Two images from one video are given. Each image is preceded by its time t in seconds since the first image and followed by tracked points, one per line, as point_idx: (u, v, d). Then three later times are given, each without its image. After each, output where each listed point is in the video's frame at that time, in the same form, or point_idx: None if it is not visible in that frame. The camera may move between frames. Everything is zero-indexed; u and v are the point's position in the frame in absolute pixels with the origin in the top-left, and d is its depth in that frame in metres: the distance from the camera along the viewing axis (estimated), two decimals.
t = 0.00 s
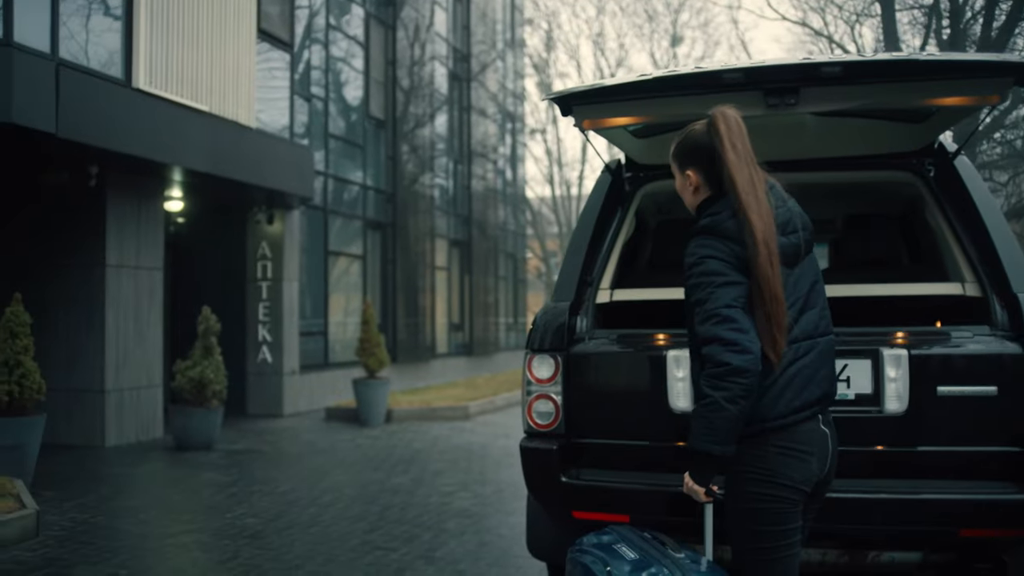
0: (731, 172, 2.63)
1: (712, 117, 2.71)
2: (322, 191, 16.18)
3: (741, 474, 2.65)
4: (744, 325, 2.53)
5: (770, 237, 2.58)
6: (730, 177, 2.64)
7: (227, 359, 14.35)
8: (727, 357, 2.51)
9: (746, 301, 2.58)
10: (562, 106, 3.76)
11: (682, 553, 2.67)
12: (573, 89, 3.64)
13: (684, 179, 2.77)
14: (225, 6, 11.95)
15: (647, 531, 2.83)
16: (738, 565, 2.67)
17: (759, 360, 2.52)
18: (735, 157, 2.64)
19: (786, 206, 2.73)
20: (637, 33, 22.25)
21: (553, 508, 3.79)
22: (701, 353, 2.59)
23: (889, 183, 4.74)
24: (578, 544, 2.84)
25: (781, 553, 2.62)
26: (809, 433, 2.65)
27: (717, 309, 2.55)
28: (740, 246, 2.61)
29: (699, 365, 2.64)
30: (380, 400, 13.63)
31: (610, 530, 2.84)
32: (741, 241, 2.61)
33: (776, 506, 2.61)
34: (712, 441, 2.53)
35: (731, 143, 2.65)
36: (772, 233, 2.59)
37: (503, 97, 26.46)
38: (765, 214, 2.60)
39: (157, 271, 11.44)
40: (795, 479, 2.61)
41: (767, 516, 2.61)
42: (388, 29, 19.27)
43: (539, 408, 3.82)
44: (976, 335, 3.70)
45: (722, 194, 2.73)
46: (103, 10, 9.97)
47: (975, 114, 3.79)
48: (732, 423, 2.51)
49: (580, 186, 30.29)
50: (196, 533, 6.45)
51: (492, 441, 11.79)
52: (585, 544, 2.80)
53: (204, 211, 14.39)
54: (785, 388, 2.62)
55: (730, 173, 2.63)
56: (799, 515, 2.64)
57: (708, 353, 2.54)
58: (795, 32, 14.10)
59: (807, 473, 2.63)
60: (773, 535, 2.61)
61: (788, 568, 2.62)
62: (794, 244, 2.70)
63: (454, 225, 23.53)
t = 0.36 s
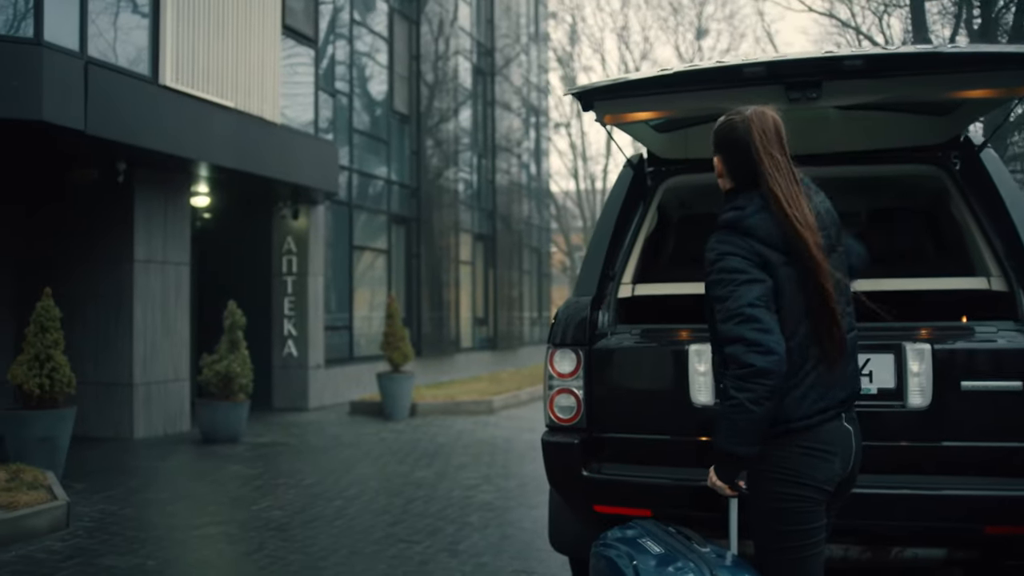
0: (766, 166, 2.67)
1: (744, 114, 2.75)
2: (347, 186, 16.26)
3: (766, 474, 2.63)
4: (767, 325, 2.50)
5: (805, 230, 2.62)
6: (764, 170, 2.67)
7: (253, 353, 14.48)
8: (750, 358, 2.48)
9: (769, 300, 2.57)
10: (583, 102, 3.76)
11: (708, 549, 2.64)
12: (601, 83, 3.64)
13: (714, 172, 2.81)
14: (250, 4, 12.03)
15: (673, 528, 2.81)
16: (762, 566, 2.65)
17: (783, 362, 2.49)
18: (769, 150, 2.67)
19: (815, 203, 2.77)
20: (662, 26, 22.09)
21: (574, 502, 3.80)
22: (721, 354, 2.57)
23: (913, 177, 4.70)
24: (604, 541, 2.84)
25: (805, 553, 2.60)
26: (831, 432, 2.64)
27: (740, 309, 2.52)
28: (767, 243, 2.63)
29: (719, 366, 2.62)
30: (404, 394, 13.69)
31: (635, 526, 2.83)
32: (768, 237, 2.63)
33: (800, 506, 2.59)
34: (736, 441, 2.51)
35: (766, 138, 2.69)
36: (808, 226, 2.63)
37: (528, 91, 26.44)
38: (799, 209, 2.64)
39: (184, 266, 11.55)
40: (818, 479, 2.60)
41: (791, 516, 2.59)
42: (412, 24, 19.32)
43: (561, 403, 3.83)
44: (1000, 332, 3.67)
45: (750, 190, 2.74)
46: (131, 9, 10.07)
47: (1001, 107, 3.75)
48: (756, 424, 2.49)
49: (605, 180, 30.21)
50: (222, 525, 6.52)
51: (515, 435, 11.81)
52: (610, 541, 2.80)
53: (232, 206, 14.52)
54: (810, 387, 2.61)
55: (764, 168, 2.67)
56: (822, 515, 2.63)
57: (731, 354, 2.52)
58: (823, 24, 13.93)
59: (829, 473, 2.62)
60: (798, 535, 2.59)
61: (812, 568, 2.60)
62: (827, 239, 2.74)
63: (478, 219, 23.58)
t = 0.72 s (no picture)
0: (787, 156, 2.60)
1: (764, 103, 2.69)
2: (369, 182, 16.34)
3: (784, 471, 2.60)
4: (788, 327, 2.49)
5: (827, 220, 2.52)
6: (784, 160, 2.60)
7: (276, 348, 14.61)
8: (771, 361, 2.46)
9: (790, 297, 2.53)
10: (598, 99, 3.79)
11: (732, 543, 2.67)
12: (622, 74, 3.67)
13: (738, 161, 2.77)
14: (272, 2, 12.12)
15: (696, 521, 2.83)
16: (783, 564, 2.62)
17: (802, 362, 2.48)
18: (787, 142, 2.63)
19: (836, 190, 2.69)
20: (685, 19, 21.94)
21: (590, 496, 3.82)
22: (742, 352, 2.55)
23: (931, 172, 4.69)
24: (626, 535, 2.86)
25: (826, 551, 2.56)
26: (848, 426, 2.60)
27: (759, 309, 2.49)
28: (788, 236, 2.56)
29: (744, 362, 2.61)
30: (425, 388, 13.75)
31: (656, 520, 2.85)
32: (788, 229, 2.56)
33: (817, 502, 2.56)
34: (754, 438, 2.51)
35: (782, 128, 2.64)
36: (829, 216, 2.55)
37: (550, 85, 26.42)
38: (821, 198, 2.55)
39: (207, 261, 11.67)
40: (835, 475, 2.56)
41: (809, 513, 2.56)
42: (433, 19, 19.37)
43: (576, 397, 3.86)
44: (1017, 326, 3.65)
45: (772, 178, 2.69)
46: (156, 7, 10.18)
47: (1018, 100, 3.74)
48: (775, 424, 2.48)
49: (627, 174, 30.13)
50: (244, 518, 6.60)
51: (535, 430, 11.84)
52: (632, 535, 2.82)
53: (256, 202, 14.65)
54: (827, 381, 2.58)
55: (780, 154, 2.62)
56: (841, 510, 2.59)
57: (751, 355, 2.50)
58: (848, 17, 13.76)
59: (847, 468, 2.58)
60: (817, 532, 2.56)
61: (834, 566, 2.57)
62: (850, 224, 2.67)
63: (500, 214, 23.63)
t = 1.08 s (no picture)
0: (791, 148, 2.63)
1: (772, 89, 2.71)
2: (388, 178, 16.39)
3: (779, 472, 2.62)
4: (783, 323, 2.50)
5: (827, 212, 2.55)
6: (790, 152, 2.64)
7: (295, 343, 14.71)
8: (762, 359, 2.50)
9: (788, 292, 2.56)
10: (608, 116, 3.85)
11: (730, 541, 2.68)
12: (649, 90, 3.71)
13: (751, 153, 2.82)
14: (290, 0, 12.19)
15: (697, 518, 2.85)
16: (779, 564, 2.65)
17: (796, 361, 2.49)
18: (794, 128, 2.64)
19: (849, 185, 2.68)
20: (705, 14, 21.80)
21: (601, 492, 3.84)
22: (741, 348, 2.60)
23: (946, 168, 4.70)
24: (627, 532, 2.89)
25: (822, 553, 2.58)
26: (845, 430, 2.61)
27: (754, 306, 2.53)
28: (789, 231, 2.60)
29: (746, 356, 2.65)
30: (443, 384, 13.80)
31: (657, 517, 2.87)
32: (789, 223, 2.60)
33: (811, 504, 2.57)
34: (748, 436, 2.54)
35: (789, 116, 2.65)
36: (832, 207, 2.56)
37: (569, 81, 26.38)
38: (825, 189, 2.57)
39: (227, 258, 11.77)
40: (830, 479, 2.57)
41: (804, 514, 2.58)
42: (451, 16, 19.40)
43: (587, 394, 3.88)
44: None
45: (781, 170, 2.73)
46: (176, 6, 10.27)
47: None
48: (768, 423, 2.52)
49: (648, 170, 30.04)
50: (262, 512, 6.68)
51: (552, 426, 11.86)
52: (634, 531, 2.84)
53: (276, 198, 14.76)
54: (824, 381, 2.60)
55: (789, 146, 2.64)
56: (837, 512, 2.61)
57: (746, 353, 2.54)
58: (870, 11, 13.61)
59: (842, 472, 2.59)
60: (812, 533, 2.58)
61: (829, 567, 2.59)
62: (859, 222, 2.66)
63: (519, 210, 23.66)
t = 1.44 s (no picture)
0: (788, 148, 2.66)
1: (772, 87, 2.73)
2: (405, 176, 16.44)
3: (770, 473, 2.66)
4: (772, 325, 2.55)
5: (819, 215, 2.58)
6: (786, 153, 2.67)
7: (312, 341, 14.78)
8: (750, 361, 2.54)
9: (779, 295, 2.60)
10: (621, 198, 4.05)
11: (719, 538, 2.67)
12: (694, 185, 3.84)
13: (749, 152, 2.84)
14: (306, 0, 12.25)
15: (691, 515, 2.84)
16: (770, 561, 2.69)
17: (783, 363, 2.53)
18: (792, 130, 2.67)
19: (845, 194, 2.72)
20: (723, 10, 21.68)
21: (608, 490, 3.86)
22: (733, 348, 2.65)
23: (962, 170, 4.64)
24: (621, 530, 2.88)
25: (814, 554, 2.62)
26: (837, 433, 2.62)
27: (743, 308, 2.58)
28: (782, 233, 2.63)
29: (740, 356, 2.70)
30: (459, 382, 13.84)
31: (651, 514, 2.86)
32: (782, 225, 2.63)
33: (800, 506, 2.61)
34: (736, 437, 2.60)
35: (785, 118, 2.68)
36: (826, 211, 2.60)
37: (586, 78, 26.33)
38: (818, 193, 2.61)
39: (244, 256, 11.86)
40: (819, 481, 2.60)
41: (794, 515, 2.61)
42: (468, 14, 19.39)
43: (595, 392, 3.91)
44: None
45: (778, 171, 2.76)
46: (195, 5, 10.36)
47: None
48: (755, 425, 2.57)
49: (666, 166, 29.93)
50: (277, 508, 6.73)
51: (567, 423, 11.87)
52: (626, 529, 2.84)
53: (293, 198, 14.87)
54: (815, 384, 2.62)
55: (786, 150, 2.67)
56: (830, 514, 2.63)
57: (736, 355, 2.60)
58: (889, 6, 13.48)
59: (832, 475, 2.61)
60: (802, 535, 2.61)
61: (822, 567, 2.62)
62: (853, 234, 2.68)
63: (536, 208, 23.67)
